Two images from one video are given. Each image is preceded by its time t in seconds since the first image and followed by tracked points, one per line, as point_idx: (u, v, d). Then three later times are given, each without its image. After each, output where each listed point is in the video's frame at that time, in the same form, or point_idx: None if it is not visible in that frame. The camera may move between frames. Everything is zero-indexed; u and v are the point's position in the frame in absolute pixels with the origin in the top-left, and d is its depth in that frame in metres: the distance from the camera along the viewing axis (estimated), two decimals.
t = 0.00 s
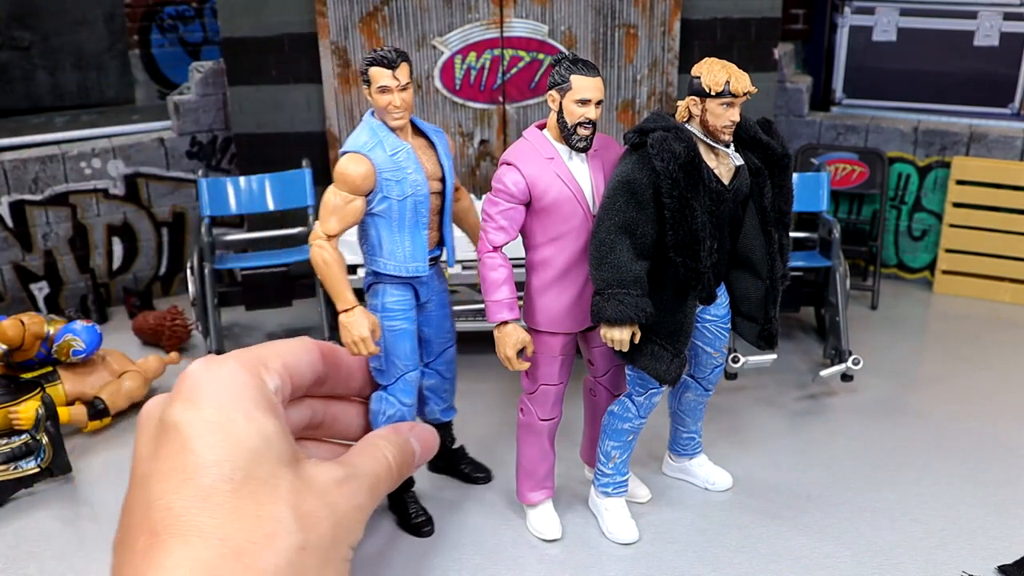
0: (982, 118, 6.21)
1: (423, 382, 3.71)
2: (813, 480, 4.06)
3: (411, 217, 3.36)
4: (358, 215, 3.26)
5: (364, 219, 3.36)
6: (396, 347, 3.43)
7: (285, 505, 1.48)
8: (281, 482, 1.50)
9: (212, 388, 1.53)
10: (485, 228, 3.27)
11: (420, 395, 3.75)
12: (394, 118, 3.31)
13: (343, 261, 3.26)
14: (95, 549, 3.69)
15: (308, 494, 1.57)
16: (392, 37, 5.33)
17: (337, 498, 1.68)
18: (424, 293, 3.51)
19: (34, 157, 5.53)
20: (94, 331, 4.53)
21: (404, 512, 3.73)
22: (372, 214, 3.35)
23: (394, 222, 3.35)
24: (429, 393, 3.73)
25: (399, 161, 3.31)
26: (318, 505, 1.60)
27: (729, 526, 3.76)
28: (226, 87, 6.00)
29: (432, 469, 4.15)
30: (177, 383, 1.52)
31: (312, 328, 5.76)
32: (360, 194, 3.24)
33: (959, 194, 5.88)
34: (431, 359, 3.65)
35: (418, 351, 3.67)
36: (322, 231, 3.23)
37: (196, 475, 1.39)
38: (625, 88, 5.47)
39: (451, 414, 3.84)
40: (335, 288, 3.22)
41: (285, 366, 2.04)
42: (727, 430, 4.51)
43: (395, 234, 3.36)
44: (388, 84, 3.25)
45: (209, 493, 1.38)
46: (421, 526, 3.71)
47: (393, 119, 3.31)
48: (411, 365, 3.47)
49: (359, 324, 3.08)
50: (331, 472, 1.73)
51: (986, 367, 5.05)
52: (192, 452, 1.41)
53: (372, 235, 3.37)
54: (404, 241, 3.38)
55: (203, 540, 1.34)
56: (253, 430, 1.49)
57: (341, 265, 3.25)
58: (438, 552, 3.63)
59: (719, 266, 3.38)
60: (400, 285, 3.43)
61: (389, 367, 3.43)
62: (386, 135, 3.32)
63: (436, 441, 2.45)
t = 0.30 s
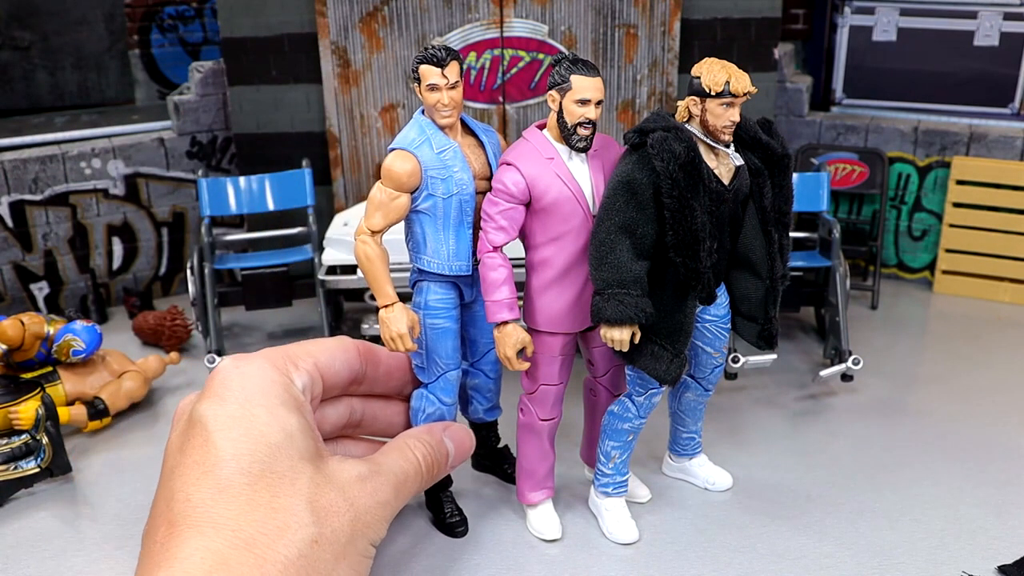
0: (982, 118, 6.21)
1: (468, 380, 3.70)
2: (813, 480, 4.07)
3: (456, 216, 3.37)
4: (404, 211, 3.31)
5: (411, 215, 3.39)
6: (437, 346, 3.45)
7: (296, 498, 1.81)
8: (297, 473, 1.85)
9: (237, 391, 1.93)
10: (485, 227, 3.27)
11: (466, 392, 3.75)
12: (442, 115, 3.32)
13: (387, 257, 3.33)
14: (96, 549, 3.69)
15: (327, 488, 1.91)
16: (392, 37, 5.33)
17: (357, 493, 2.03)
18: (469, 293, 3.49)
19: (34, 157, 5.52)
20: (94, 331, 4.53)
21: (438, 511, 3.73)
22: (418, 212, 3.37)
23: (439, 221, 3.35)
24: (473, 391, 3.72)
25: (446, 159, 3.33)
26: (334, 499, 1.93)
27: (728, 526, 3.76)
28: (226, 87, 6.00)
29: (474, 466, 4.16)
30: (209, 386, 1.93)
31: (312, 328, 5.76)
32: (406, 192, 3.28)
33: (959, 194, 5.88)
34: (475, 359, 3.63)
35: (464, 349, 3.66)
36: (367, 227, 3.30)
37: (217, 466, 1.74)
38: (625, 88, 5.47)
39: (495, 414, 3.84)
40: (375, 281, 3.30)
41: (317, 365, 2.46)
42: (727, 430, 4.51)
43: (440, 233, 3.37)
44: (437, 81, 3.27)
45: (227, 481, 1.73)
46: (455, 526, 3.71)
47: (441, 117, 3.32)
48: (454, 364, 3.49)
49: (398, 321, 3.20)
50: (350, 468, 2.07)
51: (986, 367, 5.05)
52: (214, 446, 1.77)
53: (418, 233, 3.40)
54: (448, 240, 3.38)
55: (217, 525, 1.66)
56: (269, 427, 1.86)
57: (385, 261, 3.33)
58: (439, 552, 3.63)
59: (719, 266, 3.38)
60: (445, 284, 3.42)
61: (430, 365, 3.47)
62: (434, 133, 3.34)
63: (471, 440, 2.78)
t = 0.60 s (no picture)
0: (982, 118, 6.21)
1: (469, 381, 3.70)
2: (813, 480, 4.07)
3: (456, 216, 3.37)
4: (404, 211, 3.30)
5: (411, 215, 3.40)
6: (437, 346, 3.45)
7: (259, 517, 1.66)
8: (265, 490, 1.71)
9: (202, 410, 1.77)
10: (485, 228, 3.27)
11: (467, 392, 3.76)
12: (443, 116, 3.32)
13: (387, 257, 3.33)
14: (96, 549, 3.69)
15: (296, 504, 1.75)
16: (392, 37, 5.33)
17: (330, 506, 1.81)
18: (469, 293, 3.49)
19: (34, 157, 5.52)
20: (94, 331, 4.53)
21: (439, 511, 3.73)
22: (418, 211, 3.37)
23: (439, 221, 3.35)
24: (474, 391, 3.73)
25: (446, 159, 3.33)
26: (303, 515, 1.75)
27: (728, 526, 3.76)
28: (226, 87, 6.00)
29: (474, 466, 4.17)
30: (175, 405, 1.78)
31: (312, 328, 5.76)
32: (405, 192, 3.28)
33: (959, 194, 5.88)
34: (476, 359, 3.63)
35: (465, 350, 3.66)
36: (367, 227, 3.30)
37: (178, 487, 1.61)
38: (625, 88, 5.47)
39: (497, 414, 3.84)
40: (376, 281, 3.30)
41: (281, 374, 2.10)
42: (727, 430, 4.51)
43: (440, 233, 3.37)
44: (437, 82, 3.27)
45: (188, 503, 1.60)
46: (455, 527, 3.71)
47: (441, 117, 3.32)
48: (454, 364, 3.50)
49: (398, 320, 3.20)
50: (328, 482, 1.86)
51: (986, 368, 5.05)
52: (175, 467, 1.63)
53: (418, 233, 3.40)
54: (448, 240, 3.38)
55: (179, 554, 1.53)
56: (233, 444, 1.72)
57: (385, 261, 3.33)
58: (439, 552, 3.63)
59: (719, 266, 3.38)
60: (445, 284, 3.42)
61: (430, 365, 3.49)
62: (434, 133, 3.34)
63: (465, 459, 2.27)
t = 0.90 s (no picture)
0: (982, 118, 6.21)
1: (469, 381, 3.71)
2: (813, 480, 4.07)
3: (456, 217, 3.37)
4: (405, 211, 3.31)
5: (411, 215, 3.40)
6: (437, 346, 3.45)
7: None
8: None
9: None
10: (485, 227, 3.27)
11: (467, 392, 3.77)
12: (443, 116, 3.32)
13: (387, 257, 3.33)
14: (95, 549, 3.69)
15: None
16: (392, 36, 5.33)
17: None
18: (469, 293, 3.49)
19: (34, 157, 5.53)
20: (94, 331, 4.53)
21: (438, 512, 3.74)
22: (418, 211, 3.38)
23: (440, 221, 3.35)
24: (474, 391, 3.73)
25: (446, 159, 3.33)
26: None
27: (728, 526, 3.76)
28: (226, 87, 6.00)
29: (473, 467, 4.18)
30: None
31: (312, 328, 5.76)
32: (405, 192, 3.28)
33: (959, 194, 5.88)
34: (475, 359, 3.62)
35: (465, 350, 3.66)
36: (367, 227, 3.30)
37: None
38: (625, 88, 5.48)
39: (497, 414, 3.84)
40: (376, 281, 3.30)
41: None
42: (727, 430, 4.51)
43: (440, 233, 3.37)
44: (437, 82, 3.27)
45: None
46: (455, 527, 3.71)
47: (441, 117, 3.32)
48: (454, 365, 3.50)
49: (398, 320, 3.22)
50: None
51: (986, 368, 5.04)
52: None
53: (418, 233, 3.40)
54: (448, 240, 3.38)
55: None
56: None
57: (385, 261, 3.33)
58: (439, 552, 3.63)
59: (719, 266, 3.38)
60: (445, 284, 3.42)
61: (430, 365, 3.49)
62: (434, 133, 3.34)
63: (180, 564, 1.22)
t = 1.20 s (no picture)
0: (982, 118, 6.21)
1: (469, 381, 3.71)
2: (813, 480, 4.07)
3: (456, 216, 3.37)
4: (404, 211, 3.31)
5: (411, 215, 3.40)
6: (437, 346, 3.45)
7: None
8: None
9: None
10: (485, 227, 3.27)
11: (467, 392, 3.77)
12: (442, 116, 3.32)
13: (387, 257, 3.33)
14: (95, 549, 3.69)
15: None
16: (392, 36, 5.33)
17: None
18: (469, 293, 3.49)
19: (34, 157, 5.53)
20: (94, 331, 4.53)
21: (438, 512, 3.74)
22: (417, 212, 3.38)
23: (439, 221, 3.36)
24: (474, 391, 3.73)
25: (446, 159, 3.33)
26: None
27: (729, 526, 3.76)
28: (226, 87, 6.00)
29: (473, 467, 4.18)
30: None
31: (312, 328, 5.76)
32: (405, 192, 3.28)
33: (959, 194, 5.88)
34: (475, 359, 3.62)
35: (465, 349, 3.66)
36: (367, 227, 3.30)
37: None
38: (625, 88, 5.48)
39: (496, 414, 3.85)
40: (376, 281, 3.30)
41: None
42: (727, 430, 4.51)
43: (440, 233, 3.37)
44: (437, 81, 3.27)
45: None
46: (455, 527, 3.71)
47: (441, 117, 3.32)
48: (454, 365, 3.51)
49: (398, 320, 3.22)
50: None
51: (986, 368, 5.04)
52: None
53: (418, 233, 3.40)
54: (448, 240, 3.38)
55: None
56: None
57: (385, 261, 3.32)
58: (439, 552, 3.63)
59: (719, 266, 3.38)
60: (445, 284, 3.42)
61: (430, 365, 3.49)
62: (434, 133, 3.34)
63: None
